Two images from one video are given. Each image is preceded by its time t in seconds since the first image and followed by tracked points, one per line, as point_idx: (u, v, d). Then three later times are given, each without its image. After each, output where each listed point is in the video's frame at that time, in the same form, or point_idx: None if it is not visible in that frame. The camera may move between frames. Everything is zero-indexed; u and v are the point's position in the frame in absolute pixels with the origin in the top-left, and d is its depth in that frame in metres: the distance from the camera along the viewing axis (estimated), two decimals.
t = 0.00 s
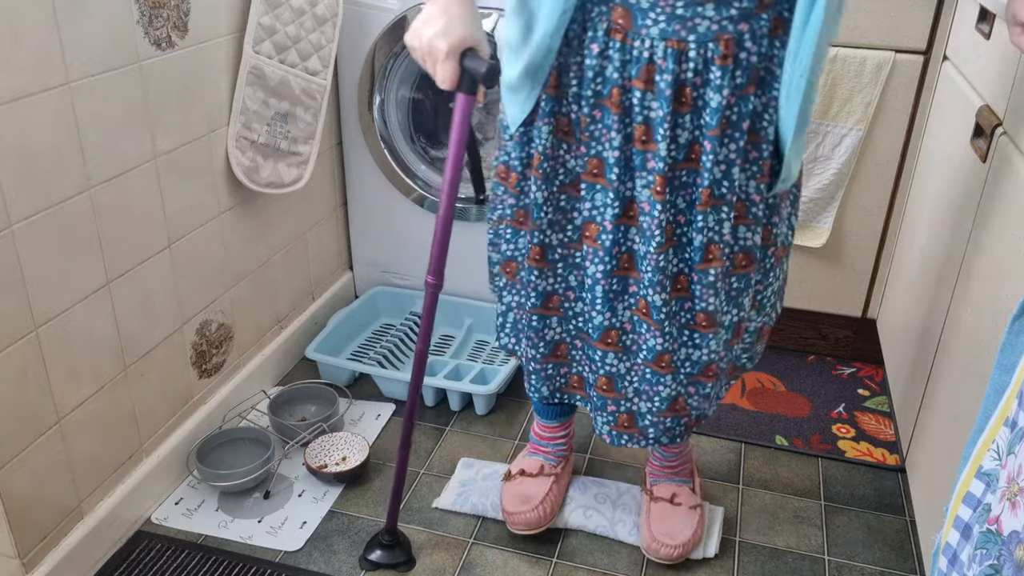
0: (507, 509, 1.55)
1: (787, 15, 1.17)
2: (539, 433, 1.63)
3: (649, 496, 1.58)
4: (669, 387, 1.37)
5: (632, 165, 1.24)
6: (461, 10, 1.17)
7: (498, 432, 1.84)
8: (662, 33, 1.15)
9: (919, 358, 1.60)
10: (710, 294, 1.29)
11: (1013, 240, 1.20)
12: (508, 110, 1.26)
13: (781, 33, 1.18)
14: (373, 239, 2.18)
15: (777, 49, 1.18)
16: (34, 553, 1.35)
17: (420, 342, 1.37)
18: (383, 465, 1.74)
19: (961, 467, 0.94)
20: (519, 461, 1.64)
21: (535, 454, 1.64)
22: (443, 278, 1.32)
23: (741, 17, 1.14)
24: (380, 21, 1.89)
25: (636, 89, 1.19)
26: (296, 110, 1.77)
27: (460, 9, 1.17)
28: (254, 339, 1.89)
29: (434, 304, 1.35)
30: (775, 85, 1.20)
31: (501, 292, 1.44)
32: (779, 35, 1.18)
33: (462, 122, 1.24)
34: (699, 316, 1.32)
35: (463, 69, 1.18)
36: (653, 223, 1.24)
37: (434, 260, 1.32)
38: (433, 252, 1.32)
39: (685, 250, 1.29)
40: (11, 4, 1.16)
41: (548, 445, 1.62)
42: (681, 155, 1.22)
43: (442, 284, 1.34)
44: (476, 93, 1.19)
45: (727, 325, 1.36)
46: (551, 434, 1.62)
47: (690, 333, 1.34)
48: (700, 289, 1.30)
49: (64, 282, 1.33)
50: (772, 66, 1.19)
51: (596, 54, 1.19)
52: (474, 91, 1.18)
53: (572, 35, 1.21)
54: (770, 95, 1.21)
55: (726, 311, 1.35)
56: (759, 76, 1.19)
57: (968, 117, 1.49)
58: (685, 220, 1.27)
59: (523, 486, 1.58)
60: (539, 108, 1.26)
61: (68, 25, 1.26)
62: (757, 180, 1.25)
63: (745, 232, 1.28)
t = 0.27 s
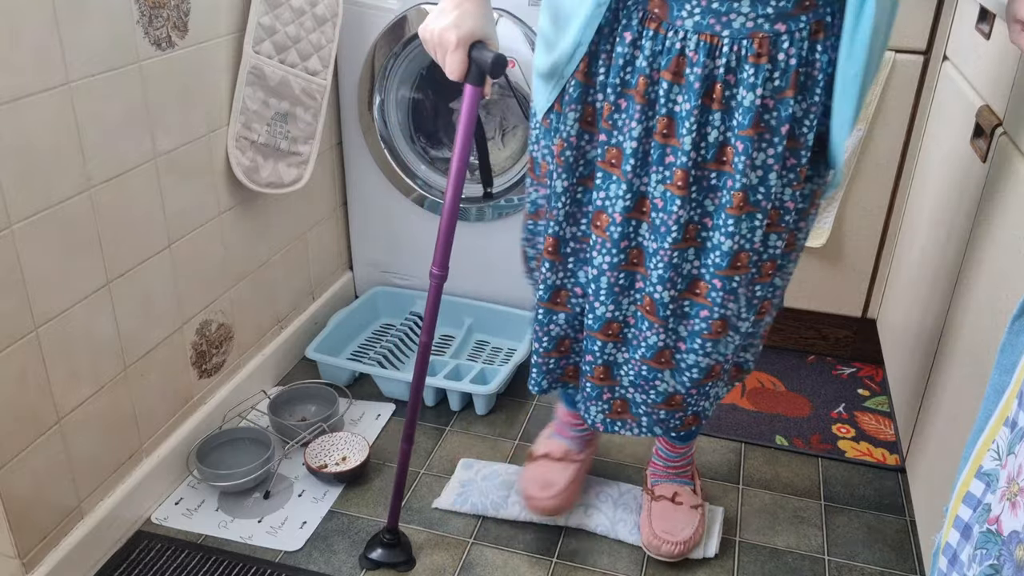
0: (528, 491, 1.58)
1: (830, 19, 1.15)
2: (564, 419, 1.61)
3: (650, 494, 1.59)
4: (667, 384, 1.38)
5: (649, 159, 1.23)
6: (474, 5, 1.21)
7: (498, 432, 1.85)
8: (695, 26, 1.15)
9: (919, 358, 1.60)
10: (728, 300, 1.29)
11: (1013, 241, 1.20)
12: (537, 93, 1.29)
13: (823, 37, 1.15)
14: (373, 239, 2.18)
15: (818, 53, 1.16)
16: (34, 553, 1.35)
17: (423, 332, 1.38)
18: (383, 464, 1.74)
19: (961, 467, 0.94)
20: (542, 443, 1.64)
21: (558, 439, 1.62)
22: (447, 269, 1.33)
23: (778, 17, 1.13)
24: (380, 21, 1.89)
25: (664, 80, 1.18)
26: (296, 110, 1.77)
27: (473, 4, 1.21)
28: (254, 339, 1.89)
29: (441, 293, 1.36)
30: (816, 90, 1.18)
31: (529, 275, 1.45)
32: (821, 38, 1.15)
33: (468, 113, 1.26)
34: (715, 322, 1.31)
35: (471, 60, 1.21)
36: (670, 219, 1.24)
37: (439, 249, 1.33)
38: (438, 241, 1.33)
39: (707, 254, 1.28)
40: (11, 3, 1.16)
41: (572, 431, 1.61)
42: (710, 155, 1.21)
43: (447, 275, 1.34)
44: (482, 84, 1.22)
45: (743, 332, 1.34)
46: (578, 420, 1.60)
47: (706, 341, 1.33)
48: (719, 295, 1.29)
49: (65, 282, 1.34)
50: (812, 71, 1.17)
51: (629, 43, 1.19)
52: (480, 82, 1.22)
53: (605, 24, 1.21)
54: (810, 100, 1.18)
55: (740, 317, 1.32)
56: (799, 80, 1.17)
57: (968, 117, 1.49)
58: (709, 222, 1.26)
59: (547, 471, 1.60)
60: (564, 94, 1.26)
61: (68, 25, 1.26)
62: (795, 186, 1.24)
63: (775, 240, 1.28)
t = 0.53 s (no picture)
0: (567, 521, 1.53)
1: (832, 10, 1.14)
2: (597, 447, 1.61)
3: (652, 492, 1.59)
4: (699, 385, 1.38)
5: (668, 160, 1.23)
6: (474, 5, 1.22)
7: (498, 432, 1.84)
8: (702, 28, 1.14)
9: (919, 358, 1.60)
10: (748, 296, 1.28)
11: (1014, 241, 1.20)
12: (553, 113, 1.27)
13: (826, 28, 1.15)
14: (373, 239, 2.18)
15: (822, 44, 1.15)
16: (34, 552, 1.35)
17: (424, 332, 1.38)
18: (383, 465, 1.74)
19: (961, 467, 0.94)
20: (578, 473, 1.62)
21: (593, 468, 1.61)
22: (447, 268, 1.33)
23: (783, 11, 1.12)
24: (380, 21, 1.89)
25: (675, 83, 1.17)
26: (296, 110, 1.77)
27: (474, 4, 1.22)
28: (254, 339, 1.89)
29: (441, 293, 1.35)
30: (819, 81, 1.17)
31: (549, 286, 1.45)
32: (824, 30, 1.15)
33: (468, 112, 1.26)
34: (738, 320, 1.29)
35: (470, 60, 1.21)
36: (683, 217, 1.24)
37: (440, 249, 1.32)
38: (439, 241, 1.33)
39: (723, 251, 1.27)
40: (11, 3, 1.16)
41: (607, 459, 1.60)
42: (722, 153, 1.21)
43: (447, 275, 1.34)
44: (481, 84, 1.22)
45: (770, 330, 1.34)
46: (610, 448, 1.60)
47: (731, 339, 1.31)
48: (737, 291, 1.27)
49: (65, 282, 1.34)
50: (815, 62, 1.16)
51: (639, 49, 1.18)
52: (479, 82, 1.22)
53: (612, 31, 1.21)
54: (816, 91, 1.17)
55: (770, 316, 1.33)
56: (804, 72, 1.16)
57: (968, 117, 1.49)
58: (723, 219, 1.25)
59: (581, 499, 1.56)
60: (580, 106, 1.26)
61: (68, 25, 1.26)
62: (802, 180, 1.23)
63: (790, 234, 1.26)
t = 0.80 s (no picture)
0: (567, 518, 1.53)
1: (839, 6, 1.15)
2: (599, 445, 1.61)
3: (674, 487, 1.60)
4: (724, 381, 1.35)
5: (677, 158, 1.24)
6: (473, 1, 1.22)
7: (498, 432, 1.85)
8: (708, 26, 1.15)
9: (919, 358, 1.60)
10: (771, 292, 1.26)
11: (1014, 240, 1.20)
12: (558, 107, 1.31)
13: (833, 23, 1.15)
14: (373, 239, 2.18)
15: (830, 40, 1.15)
16: (34, 552, 1.35)
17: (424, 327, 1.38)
18: (383, 464, 1.74)
19: (961, 467, 0.94)
20: (579, 471, 1.62)
21: (594, 467, 1.62)
22: (446, 261, 1.32)
23: (787, 8, 1.13)
24: (380, 21, 1.89)
25: (681, 82, 1.19)
26: (296, 110, 1.77)
27: None
28: (254, 339, 1.89)
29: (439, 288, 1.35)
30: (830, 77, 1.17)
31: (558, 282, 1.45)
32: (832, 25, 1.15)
33: (466, 107, 1.25)
34: (761, 315, 1.28)
35: (467, 54, 1.22)
36: (702, 216, 1.23)
37: (438, 243, 1.32)
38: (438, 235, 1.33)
39: (743, 247, 1.26)
40: (11, 3, 1.16)
41: (608, 458, 1.61)
42: (734, 150, 1.20)
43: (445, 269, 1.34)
44: (477, 78, 1.22)
45: (793, 324, 1.32)
46: (612, 446, 1.60)
47: (755, 334, 1.29)
48: (760, 287, 1.26)
49: (65, 282, 1.34)
50: (824, 58, 1.16)
51: (644, 48, 1.20)
52: (476, 76, 1.22)
53: (621, 30, 1.23)
54: (825, 87, 1.17)
55: (792, 311, 1.31)
56: (813, 67, 1.16)
57: (968, 116, 1.49)
58: (741, 215, 1.25)
59: (581, 497, 1.56)
60: (589, 103, 1.28)
61: (68, 25, 1.26)
62: (820, 174, 1.22)
63: (810, 228, 1.25)
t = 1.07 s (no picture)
0: (568, 510, 1.55)
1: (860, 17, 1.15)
2: (605, 436, 1.62)
3: (674, 489, 1.60)
4: (701, 378, 1.37)
5: (681, 152, 1.25)
6: None
7: (498, 432, 1.84)
8: (726, 25, 1.16)
9: (919, 358, 1.60)
10: (759, 296, 1.27)
11: (1014, 240, 1.20)
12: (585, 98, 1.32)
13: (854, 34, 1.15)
14: (373, 239, 2.18)
15: (850, 50, 1.15)
16: (34, 552, 1.35)
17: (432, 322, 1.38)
18: (383, 464, 1.74)
19: (961, 466, 0.94)
20: (584, 461, 1.64)
21: (599, 457, 1.63)
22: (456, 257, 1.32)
23: (806, 15, 1.14)
24: (380, 21, 1.89)
25: (696, 78, 1.20)
26: (296, 110, 1.77)
27: None
28: (254, 339, 1.89)
29: (450, 282, 1.35)
30: (848, 87, 1.17)
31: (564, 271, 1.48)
32: (852, 36, 1.15)
33: (481, 102, 1.26)
34: (746, 318, 1.29)
35: (484, 50, 1.22)
36: (695, 211, 1.25)
37: (450, 237, 1.32)
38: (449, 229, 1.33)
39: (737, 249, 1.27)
40: (11, 3, 1.16)
41: (613, 449, 1.62)
42: (740, 151, 1.21)
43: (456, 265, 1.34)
44: (494, 75, 1.24)
45: (778, 330, 1.33)
46: (617, 437, 1.61)
47: (736, 337, 1.31)
48: (748, 291, 1.27)
49: (65, 282, 1.34)
50: (844, 68, 1.16)
51: (662, 42, 1.21)
52: (493, 73, 1.23)
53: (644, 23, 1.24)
54: (842, 97, 1.17)
55: (781, 317, 1.32)
56: (830, 76, 1.16)
57: (968, 116, 1.49)
58: (739, 218, 1.25)
59: (585, 489, 1.58)
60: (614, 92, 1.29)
61: (68, 25, 1.26)
62: (830, 185, 1.23)
63: (813, 240, 1.27)
